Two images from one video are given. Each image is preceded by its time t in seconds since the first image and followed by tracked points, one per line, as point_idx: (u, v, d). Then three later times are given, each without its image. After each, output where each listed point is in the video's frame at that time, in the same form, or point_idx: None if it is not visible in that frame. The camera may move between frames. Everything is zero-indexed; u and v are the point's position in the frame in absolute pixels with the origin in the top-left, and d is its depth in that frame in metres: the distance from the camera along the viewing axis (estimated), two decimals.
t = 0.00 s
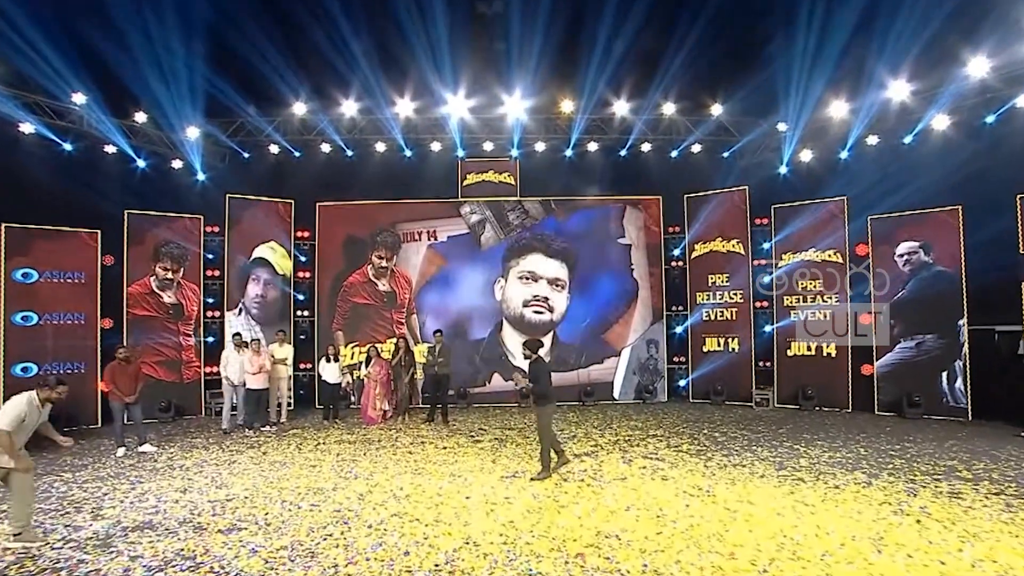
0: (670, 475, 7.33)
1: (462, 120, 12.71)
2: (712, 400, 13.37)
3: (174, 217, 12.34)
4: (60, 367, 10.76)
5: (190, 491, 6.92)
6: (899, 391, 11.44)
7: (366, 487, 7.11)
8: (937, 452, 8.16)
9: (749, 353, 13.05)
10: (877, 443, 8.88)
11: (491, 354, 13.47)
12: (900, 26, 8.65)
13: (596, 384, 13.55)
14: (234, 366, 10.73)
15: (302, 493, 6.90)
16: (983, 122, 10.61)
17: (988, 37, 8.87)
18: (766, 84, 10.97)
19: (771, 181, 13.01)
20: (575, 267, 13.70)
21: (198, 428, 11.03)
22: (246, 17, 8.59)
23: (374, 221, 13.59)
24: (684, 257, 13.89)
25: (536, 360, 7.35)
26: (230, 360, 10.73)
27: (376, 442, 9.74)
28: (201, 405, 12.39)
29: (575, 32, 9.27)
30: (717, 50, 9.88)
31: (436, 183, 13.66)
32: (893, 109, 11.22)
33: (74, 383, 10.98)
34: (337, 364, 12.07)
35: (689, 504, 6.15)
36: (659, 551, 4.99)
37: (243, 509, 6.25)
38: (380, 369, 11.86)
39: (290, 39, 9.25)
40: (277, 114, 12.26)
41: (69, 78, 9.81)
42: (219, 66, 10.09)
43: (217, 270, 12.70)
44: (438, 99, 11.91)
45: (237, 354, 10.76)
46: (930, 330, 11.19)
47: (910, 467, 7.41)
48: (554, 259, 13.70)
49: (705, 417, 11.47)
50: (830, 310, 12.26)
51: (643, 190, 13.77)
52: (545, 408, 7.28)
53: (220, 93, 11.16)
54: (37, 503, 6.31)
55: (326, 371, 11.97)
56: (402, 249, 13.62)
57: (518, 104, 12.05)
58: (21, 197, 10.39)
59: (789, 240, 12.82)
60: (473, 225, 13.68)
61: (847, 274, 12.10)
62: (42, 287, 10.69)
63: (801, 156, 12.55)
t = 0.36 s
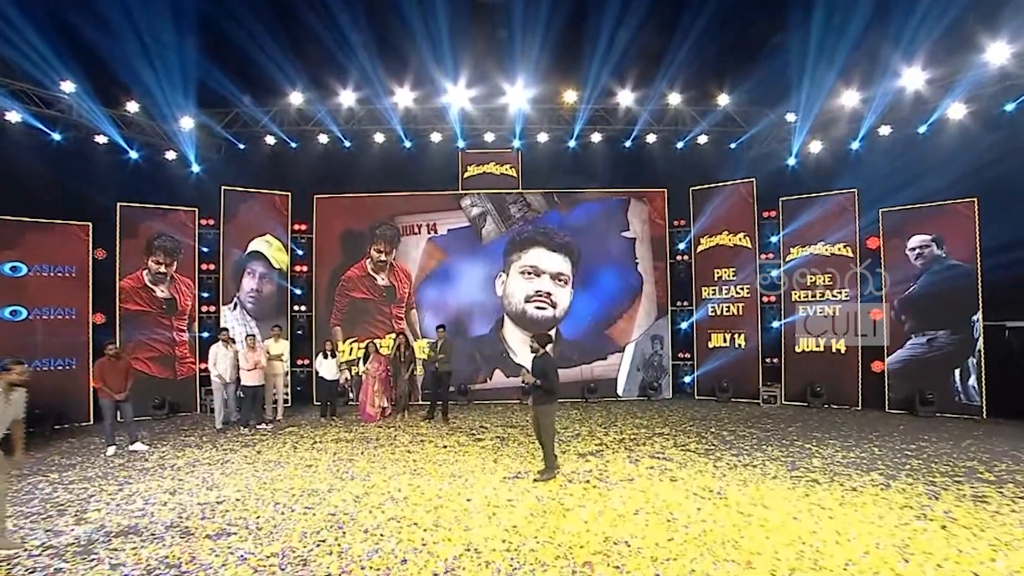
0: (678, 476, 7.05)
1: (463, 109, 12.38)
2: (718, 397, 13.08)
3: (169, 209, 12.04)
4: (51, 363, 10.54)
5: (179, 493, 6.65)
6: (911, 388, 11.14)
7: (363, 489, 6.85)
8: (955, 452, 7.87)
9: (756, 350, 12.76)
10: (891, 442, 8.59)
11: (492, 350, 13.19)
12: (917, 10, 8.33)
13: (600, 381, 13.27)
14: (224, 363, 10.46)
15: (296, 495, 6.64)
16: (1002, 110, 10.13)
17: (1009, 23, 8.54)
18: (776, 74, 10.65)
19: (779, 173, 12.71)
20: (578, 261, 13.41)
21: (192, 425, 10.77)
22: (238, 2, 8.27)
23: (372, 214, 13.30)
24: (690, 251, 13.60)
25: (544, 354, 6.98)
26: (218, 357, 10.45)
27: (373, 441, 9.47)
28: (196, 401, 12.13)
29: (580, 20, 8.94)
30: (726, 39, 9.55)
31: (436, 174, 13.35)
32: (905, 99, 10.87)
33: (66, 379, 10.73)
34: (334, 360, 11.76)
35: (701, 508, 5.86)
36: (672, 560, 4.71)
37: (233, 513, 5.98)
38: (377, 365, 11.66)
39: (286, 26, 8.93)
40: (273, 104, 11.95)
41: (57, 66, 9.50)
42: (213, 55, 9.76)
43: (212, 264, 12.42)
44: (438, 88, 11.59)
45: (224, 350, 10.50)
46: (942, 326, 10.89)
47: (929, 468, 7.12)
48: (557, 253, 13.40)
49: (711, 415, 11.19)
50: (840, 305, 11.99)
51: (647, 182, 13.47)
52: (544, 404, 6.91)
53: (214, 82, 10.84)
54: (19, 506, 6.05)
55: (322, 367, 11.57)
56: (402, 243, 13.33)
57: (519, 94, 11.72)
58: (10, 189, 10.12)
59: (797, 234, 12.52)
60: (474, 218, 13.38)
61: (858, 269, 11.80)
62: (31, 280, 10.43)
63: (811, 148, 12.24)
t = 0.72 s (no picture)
0: (683, 479, 6.78)
1: (460, 102, 12.09)
2: (720, 395, 12.83)
3: (158, 203, 11.73)
4: (36, 361, 10.26)
5: (163, 497, 6.37)
6: (918, 387, 10.89)
7: (355, 492, 6.59)
8: (968, 453, 7.63)
9: (759, 348, 12.50)
10: (900, 443, 8.33)
11: (490, 347, 12.93)
12: None
13: (600, 379, 13.01)
14: (212, 362, 10.05)
15: (286, 500, 6.37)
16: (1016, 100, 9.88)
17: None
18: (784, 65, 10.34)
19: (783, 167, 12.46)
20: (578, 257, 13.13)
21: (183, 425, 10.49)
22: None
23: (368, 208, 13.02)
24: (692, 247, 13.34)
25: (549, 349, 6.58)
26: (206, 356, 10.03)
27: (368, 441, 9.20)
28: (187, 400, 11.83)
29: (581, 9, 8.63)
30: (732, 29, 9.25)
31: (432, 168, 13.06)
32: (916, 89, 10.55)
33: (52, 379, 10.43)
34: (329, 358, 11.46)
35: (709, 513, 5.60)
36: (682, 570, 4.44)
37: (219, 519, 5.71)
38: (373, 363, 11.27)
39: (277, 14, 8.62)
40: (266, 95, 11.65)
41: (39, 55, 9.18)
42: (202, 45, 9.45)
43: (203, 259, 12.11)
44: (435, 80, 11.30)
45: (212, 348, 10.08)
46: (949, 323, 10.66)
47: (944, 470, 6.87)
48: (557, 248, 13.12)
49: (714, 414, 10.93)
50: (845, 302, 11.73)
51: (648, 176, 13.20)
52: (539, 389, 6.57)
53: (204, 73, 10.52)
54: None
55: (316, 366, 11.25)
56: (397, 238, 13.05)
57: (518, 85, 11.43)
58: None
59: (802, 230, 12.25)
60: (472, 213, 13.11)
61: (864, 264, 11.53)
62: (15, 276, 10.16)
63: (816, 141, 11.98)
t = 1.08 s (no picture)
0: (685, 481, 6.52)
1: (454, 92, 11.75)
2: (719, 392, 12.59)
3: (142, 195, 11.34)
4: (16, 358, 9.94)
5: (140, 501, 6.06)
6: (922, 384, 10.66)
7: (343, 496, 6.31)
8: (979, 453, 7.37)
9: (759, 344, 12.25)
10: (906, 442, 8.07)
11: (485, 344, 12.65)
12: None
13: (597, 376, 12.75)
14: (197, 358, 9.73)
15: (269, 504, 6.08)
16: None
17: None
18: (787, 54, 10.04)
19: (785, 159, 12.19)
20: (576, 251, 12.84)
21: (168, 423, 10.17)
22: None
23: (359, 201, 12.70)
24: (692, 241, 13.08)
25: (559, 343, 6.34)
26: (190, 353, 9.69)
27: (358, 441, 8.91)
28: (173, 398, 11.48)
29: None
30: (736, 18, 8.94)
31: (426, 159, 12.74)
32: (922, 79, 10.29)
33: (33, 376, 10.11)
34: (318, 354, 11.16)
35: (713, 518, 5.33)
36: None
37: (197, 526, 5.41)
38: (365, 360, 11.12)
39: None
40: (253, 85, 11.29)
41: (14, 41, 8.80)
42: (185, 32, 9.09)
43: (190, 253, 11.78)
44: (428, 69, 10.96)
45: (197, 345, 9.77)
46: (952, 319, 10.42)
47: (955, 471, 6.61)
48: (554, 242, 12.83)
49: (714, 412, 10.69)
50: (848, 297, 11.48)
51: (647, 169, 12.91)
52: (550, 380, 6.27)
53: (188, 62, 10.16)
54: None
55: (306, 363, 10.92)
56: (390, 231, 12.73)
57: (514, 75, 11.11)
58: None
59: (804, 224, 11.98)
60: (466, 206, 12.80)
61: (867, 259, 11.28)
62: None
63: (818, 132, 11.71)
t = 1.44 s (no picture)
0: (688, 482, 6.30)
1: (450, 82, 11.48)
2: (721, 388, 12.37)
3: (131, 188, 11.10)
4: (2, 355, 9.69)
5: (123, 503, 5.84)
6: (928, 381, 10.45)
7: (334, 497, 6.10)
8: (990, 452, 7.17)
9: (762, 340, 11.99)
10: (914, 440, 7.86)
11: (482, 341, 12.45)
12: None
13: (596, 373, 12.54)
14: (189, 354, 9.44)
15: (258, 506, 5.86)
16: None
17: None
18: (793, 44, 9.77)
19: (788, 152, 11.96)
20: (575, 246, 12.61)
21: (159, 420, 9.95)
22: None
23: (354, 194, 12.45)
24: (693, 235, 12.85)
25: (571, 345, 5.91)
26: (183, 348, 9.41)
27: (352, 439, 8.69)
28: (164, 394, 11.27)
29: None
30: (741, 6, 8.68)
31: (422, 151, 12.49)
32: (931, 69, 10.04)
33: (19, 374, 9.86)
34: (313, 351, 10.95)
35: (720, 522, 5.10)
36: None
37: (181, 529, 5.18)
38: (359, 356, 10.75)
39: None
40: (245, 75, 11.03)
41: None
42: (173, 20, 8.81)
43: (181, 247, 11.53)
44: (424, 59, 10.70)
45: (190, 340, 9.47)
46: (958, 315, 10.21)
47: (967, 471, 6.40)
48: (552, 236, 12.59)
49: (716, 409, 10.48)
50: (852, 292, 11.25)
51: (647, 162, 12.67)
52: (568, 380, 5.87)
53: (178, 51, 9.88)
54: None
55: (299, 359, 10.78)
56: (385, 225, 12.49)
57: (512, 65, 10.84)
58: None
59: (808, 218, 11.74)
60: (463, 198, 12.55)
61: (873, 253, 11.05)
62: None
63: (822, 124, 11.47)
